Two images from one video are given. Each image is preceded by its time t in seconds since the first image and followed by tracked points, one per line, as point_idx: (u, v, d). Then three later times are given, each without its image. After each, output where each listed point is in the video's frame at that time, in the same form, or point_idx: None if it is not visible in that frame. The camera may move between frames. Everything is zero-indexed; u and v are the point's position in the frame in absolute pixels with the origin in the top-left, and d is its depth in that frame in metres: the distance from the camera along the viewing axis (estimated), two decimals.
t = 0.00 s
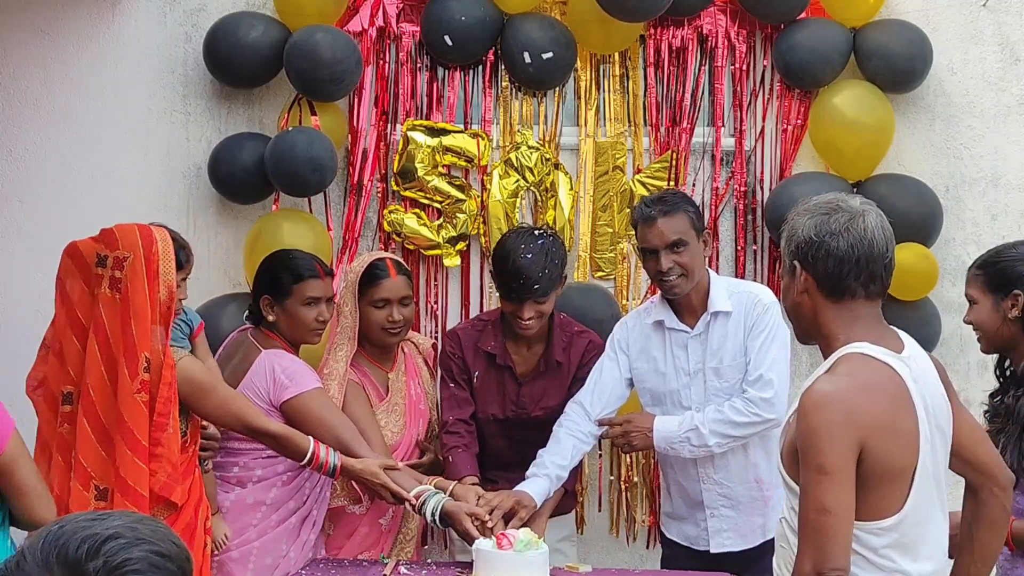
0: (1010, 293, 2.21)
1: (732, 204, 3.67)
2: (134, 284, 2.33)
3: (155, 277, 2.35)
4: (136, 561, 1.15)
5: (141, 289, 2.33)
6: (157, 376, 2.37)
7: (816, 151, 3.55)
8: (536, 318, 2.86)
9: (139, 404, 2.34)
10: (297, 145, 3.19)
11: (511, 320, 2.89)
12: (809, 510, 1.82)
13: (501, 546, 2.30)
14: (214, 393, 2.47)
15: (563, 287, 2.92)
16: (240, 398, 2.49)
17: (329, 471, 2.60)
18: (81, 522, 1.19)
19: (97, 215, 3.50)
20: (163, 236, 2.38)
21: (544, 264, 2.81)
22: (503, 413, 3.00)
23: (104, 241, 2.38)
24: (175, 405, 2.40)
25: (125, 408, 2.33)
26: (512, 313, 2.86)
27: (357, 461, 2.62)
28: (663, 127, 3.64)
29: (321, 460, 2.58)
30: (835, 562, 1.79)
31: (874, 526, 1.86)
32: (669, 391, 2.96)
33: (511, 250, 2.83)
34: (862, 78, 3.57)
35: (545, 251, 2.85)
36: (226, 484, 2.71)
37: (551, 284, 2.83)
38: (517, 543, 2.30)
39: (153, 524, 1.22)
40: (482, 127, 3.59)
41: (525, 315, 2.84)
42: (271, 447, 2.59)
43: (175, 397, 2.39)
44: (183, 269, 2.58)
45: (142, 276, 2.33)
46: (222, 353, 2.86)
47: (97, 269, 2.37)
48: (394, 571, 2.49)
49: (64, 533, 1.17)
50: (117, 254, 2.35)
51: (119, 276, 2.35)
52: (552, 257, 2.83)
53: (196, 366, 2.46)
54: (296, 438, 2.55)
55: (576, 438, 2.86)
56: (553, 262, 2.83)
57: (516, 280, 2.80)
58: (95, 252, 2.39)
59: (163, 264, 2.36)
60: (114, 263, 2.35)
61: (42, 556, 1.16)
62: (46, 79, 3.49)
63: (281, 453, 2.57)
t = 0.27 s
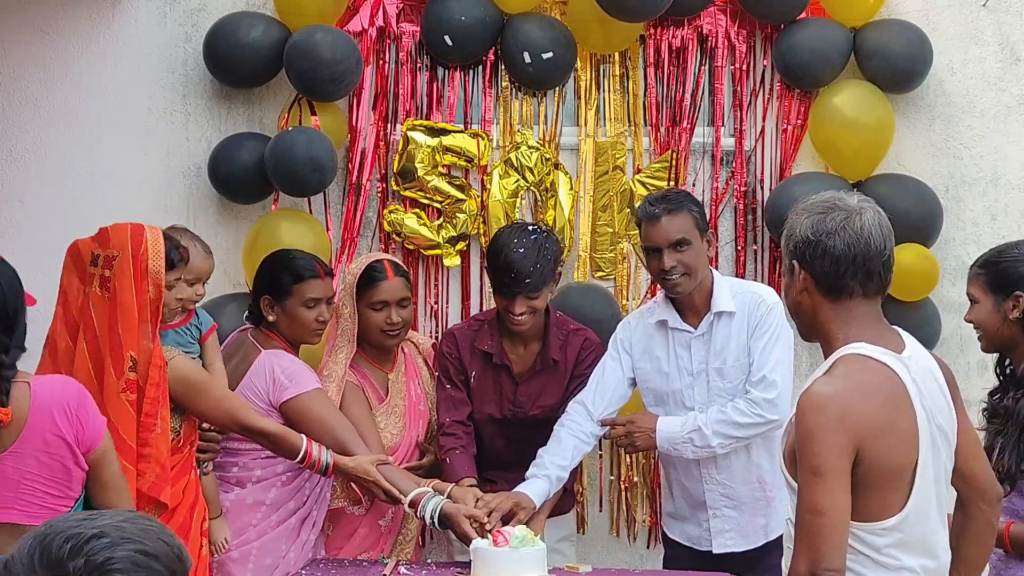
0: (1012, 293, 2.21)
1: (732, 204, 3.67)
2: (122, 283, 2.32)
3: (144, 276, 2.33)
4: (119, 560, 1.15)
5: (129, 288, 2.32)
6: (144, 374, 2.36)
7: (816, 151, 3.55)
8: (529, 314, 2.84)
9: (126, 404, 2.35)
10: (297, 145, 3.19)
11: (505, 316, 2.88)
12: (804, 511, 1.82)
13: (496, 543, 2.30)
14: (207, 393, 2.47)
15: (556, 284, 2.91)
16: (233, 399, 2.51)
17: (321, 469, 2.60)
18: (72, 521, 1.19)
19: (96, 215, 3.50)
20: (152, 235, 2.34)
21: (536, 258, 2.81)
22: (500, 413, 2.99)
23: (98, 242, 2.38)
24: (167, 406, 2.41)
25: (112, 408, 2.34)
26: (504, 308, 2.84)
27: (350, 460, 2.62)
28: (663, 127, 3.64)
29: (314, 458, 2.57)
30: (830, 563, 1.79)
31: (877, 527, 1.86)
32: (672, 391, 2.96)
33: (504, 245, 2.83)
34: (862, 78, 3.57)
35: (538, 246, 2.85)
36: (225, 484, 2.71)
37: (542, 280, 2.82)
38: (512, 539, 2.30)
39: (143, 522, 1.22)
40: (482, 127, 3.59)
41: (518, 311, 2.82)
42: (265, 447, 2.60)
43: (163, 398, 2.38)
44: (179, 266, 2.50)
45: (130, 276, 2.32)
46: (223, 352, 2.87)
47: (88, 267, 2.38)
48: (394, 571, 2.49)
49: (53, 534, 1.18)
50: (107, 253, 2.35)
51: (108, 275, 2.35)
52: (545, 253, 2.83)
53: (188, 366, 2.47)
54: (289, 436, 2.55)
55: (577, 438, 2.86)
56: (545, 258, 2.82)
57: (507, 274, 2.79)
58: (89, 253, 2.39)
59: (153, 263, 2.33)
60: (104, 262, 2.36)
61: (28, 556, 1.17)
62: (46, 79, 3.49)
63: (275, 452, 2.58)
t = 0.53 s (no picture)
0: (1017, 293, 2.22)
1: (732, 204, 3.67)
2: (119, 283, 2.32)
3: (141, 277, 2.33)
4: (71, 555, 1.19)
5: (126, 288, 2.33)
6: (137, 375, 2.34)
7: (816, 151, 3.55)
8: (530, 313, 2.84)
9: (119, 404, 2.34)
10: (296, 145, 3.19)
11: (505, 316, 2.87)
12: (820, 506, 1.84)
13: (499, 545, 2.30)
14: (204, 394, 2.46)
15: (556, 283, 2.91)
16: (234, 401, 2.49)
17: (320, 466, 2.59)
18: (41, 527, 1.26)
19: (96, 215, 3.50)
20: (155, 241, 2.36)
21: (538, 258, 2.80)
22: (499, 414, 2.99)
23: (100, 241, 2.38)
24: (180, 403, 2.42)
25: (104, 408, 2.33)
26: (505, 307, 2.84)
27: (349, 457, 2.62)
28: (663, 127, 3.64)
29: (313, 456, 2.57)
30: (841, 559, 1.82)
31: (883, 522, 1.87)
32: (674, 391, 2.96)
33: (504, 245, 2.83)
34: (862, 78, 3.57)
35: (539, 246, 2.85)
36: (224, 484, 2.71)
37: (544, 279, 2.81)
38: (516, 543, 2.30)
39: (113, 521, 1.27)
40: (482, 127, 3.59)
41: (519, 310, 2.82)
42: (264, 446, 2.60)
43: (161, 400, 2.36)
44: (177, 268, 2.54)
45: (126, 276, 2.32)
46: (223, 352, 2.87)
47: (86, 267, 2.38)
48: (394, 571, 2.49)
49: (20, 539, 1.24)
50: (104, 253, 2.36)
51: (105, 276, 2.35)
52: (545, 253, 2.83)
53: (183, 368, 2.47)
54: (288, 435, 2.54)
55: (578, 438, 2.86)
56: (546, 257, 2.82)
57: (508, 274, 2.78)
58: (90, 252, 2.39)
59: (150, 265, 2.33)
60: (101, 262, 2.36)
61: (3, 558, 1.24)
62: (46, 79, 3.48)
63: (275, 451, 2.57)
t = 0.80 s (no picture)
0: (1020, 293, 2.22)
1: (732, 204, 3.67)
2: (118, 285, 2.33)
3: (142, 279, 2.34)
4: (88, 552, 1.21)
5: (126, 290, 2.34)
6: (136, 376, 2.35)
7: (816, 151, 3.55)
8: (529, 314, 2.85)
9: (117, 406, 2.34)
10: (296, 145, 3.19)
11: (505, 317, 2.88)
12: (836, 489, 1.90)
13: (495, 544, 2.29)
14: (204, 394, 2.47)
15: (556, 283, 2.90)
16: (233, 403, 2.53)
17: (320, 466, 2.59)
18: (41, 526, 1.25)
19: (96, 215, 3.49)
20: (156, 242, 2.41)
21: (537, 259, 2.80)
22: (499, 414, 2.99)
23: (98, 243, 2.40)
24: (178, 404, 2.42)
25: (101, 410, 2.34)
26: (505, 309, 2.85)
27: (349, 458, 2.62)
28: (663, 127, 3.64)
29: (313, 456, 2.57)
30: (849, 541, 1.89)
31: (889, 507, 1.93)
32: (676, 391, 2.96)
33: (503, 246, 2.82)
34: (862, 78, 3.57)
35: (539, 247, 2.85)
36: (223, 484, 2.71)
37: (544, 281, 2.81)
38: (512, 539, 2.30)
39: (116, 517, 1.28)
40: (482, 127, 3.59)
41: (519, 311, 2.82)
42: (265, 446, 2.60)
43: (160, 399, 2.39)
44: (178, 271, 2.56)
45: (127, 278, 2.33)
46: (221, 353, 2.87)
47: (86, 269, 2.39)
48: (394, 571, 2.49)
49: (24, 538, 1.24)
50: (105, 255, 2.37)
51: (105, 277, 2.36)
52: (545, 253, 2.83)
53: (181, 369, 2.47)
54: (287, 434, 2.55)
55: (579, 438, 2.87)
56: (545, 258, 2.82)
57: (507, 277, 2.78)
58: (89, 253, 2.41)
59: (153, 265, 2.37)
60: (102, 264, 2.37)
61: (4, 557, 1.23)
62: (46, 79, 3.48)
63: (274, 452, 2.58)
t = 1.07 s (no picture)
0: None
1: (732, 204, 3.67)
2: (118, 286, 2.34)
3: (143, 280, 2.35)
4: (94, 549, 1.22)
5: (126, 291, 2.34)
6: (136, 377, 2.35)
7: (816, 150, 3.55)
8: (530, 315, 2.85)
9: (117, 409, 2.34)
10: (296, 145, 3.19)
11: (506, 319, 2.88)
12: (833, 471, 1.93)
13: (499, 547, 2.31)
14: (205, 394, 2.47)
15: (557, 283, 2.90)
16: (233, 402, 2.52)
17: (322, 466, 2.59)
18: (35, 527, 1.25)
19: (95, 215, 3.49)
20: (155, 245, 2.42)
21: (537, 262, 2.80)
22: (500, 415, 2.99)
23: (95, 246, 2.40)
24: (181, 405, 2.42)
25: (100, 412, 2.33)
26: (507, 311, 2.85)
27: (350, 457, 2.62)
28: (663, 127, 3.64)
29: (314, 455, 2.57)
30: (851, 522, 1.91)
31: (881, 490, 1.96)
32: (678, 391, 2.96)
33: (504, 249, 2.82)
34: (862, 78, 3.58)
35: (540, 248, 2.85)
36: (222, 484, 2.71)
37: (545, 283, 2.81)
38: (516, 543, 2.30)
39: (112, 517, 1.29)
40: (483, 127, 3.59)
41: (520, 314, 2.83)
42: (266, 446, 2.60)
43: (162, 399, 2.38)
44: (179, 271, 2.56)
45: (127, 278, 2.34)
46: (222, 353, 2.87)
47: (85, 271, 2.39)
48: (394, 571, 2.49)
49: (20, 541, 1.22)
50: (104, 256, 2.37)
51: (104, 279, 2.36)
52: (546, 255, 2.83)
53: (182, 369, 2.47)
54: (288, 433, 2.54)
55: (580, 437, 2.87)
56: (546, 261, 2.82)
57: (509, 280, 2.78)
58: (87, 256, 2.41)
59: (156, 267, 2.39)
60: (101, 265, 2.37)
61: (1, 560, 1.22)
62: (46, 79, 3.48)
63: (276, 451, 2.58)
